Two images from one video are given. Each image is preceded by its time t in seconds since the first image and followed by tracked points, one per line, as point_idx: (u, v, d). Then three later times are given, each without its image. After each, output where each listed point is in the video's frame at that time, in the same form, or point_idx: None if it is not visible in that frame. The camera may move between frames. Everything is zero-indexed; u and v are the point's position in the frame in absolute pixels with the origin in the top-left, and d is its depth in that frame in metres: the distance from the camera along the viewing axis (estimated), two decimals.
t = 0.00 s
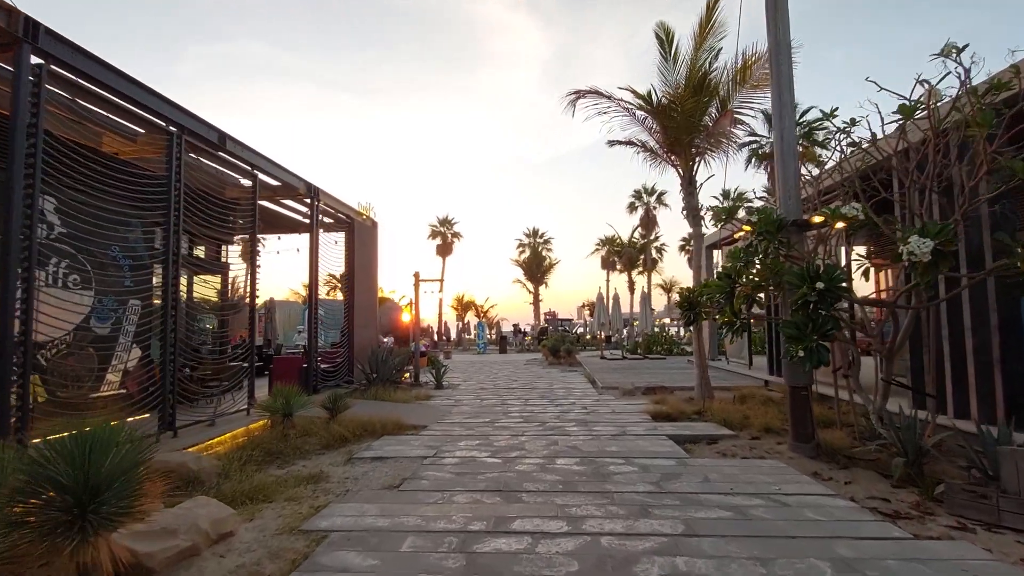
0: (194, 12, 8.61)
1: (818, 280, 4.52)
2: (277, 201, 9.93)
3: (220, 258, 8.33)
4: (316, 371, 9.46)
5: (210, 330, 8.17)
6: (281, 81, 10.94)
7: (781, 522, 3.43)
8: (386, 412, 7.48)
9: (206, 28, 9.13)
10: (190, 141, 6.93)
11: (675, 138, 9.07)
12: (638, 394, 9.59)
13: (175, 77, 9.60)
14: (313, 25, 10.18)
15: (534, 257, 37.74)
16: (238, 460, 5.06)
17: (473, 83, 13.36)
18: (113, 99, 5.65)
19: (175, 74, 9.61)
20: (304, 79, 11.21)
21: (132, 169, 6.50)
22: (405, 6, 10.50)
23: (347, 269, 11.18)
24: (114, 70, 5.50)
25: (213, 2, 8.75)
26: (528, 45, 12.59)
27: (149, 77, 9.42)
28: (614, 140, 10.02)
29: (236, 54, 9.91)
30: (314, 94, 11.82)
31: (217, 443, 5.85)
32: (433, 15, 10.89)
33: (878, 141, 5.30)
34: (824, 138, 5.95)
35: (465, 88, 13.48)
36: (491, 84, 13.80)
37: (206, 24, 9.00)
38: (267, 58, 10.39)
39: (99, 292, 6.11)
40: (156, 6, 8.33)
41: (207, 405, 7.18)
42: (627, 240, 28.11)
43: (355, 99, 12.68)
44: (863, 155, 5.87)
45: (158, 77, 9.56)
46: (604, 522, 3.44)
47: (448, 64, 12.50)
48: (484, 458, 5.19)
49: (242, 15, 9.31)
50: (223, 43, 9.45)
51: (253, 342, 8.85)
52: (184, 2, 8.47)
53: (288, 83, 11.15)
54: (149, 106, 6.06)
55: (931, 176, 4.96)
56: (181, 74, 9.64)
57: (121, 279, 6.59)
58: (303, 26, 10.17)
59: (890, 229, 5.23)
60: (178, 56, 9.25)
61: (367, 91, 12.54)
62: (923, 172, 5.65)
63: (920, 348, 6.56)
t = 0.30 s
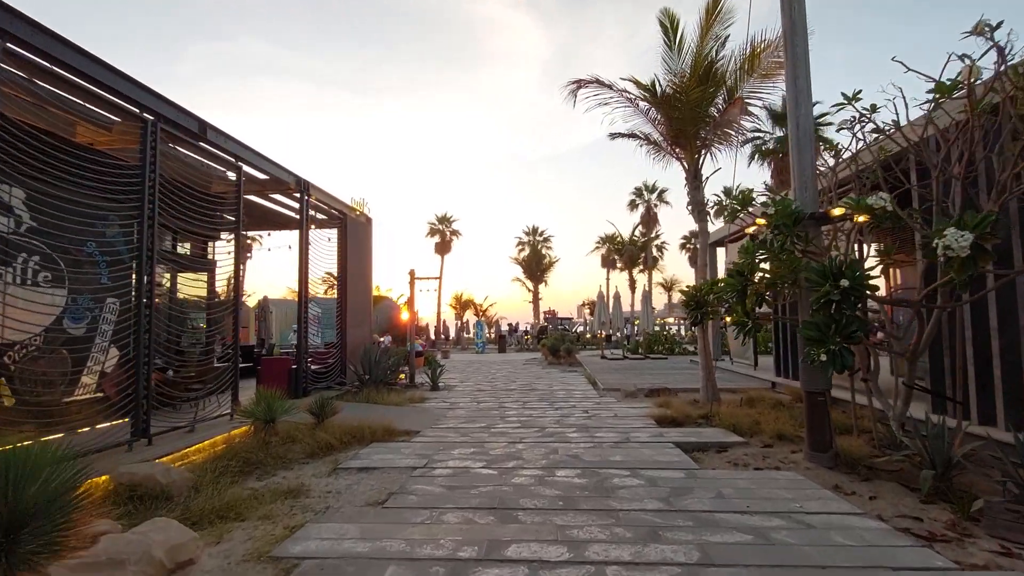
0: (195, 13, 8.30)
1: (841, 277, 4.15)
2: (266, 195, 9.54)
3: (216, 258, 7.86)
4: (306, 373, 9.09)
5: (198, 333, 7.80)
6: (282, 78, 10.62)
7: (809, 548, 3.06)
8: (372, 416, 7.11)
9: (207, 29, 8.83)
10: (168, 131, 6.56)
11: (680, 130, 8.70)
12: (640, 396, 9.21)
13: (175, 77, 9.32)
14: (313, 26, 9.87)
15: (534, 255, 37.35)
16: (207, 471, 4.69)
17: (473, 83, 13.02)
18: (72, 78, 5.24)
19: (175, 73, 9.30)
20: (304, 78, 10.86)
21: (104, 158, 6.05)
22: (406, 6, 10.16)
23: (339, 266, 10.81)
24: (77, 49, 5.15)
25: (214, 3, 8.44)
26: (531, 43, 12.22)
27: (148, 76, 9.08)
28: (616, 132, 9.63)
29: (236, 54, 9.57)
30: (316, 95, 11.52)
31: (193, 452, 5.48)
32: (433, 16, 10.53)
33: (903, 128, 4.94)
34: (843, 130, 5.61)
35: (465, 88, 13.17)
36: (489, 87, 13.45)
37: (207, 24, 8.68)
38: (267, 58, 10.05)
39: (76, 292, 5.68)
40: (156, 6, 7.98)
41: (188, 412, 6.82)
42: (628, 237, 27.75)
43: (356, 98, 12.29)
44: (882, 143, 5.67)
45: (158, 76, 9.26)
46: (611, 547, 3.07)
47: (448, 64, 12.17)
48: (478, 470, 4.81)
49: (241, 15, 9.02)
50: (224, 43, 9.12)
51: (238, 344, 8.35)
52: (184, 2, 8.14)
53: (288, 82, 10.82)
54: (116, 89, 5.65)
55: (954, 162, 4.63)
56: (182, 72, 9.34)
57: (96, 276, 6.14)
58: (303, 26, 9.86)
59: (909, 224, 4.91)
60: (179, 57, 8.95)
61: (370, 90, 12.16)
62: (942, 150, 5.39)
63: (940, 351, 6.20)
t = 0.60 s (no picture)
0: (194, 13, 8.15)
1: (869, 270, 3.79)
2: (254, 188, 9.15)
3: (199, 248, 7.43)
4: (296, 371, 8.73)
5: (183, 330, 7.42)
6: (283, 78, 10.32)
7: (841, 571, 2.72)
8: (363, 417, 6.77)
9: (208, 29, 8.69)
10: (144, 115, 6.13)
11: (686, 119, 8.34)
12: (644, 397, 8.86)
13: (175, 76, 9.20)
14: (313, 26, 9.60)
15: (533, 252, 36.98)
16: (178, 479, 4.33)
17: (473, 82, 12.73)
18: (23, 49, 4.78)
19: (175, 72, 9.14)
20: (305, 78, 10.56)
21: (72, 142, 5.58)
22: (406, 6, 9.83)
23: (331, 261, 10.44)
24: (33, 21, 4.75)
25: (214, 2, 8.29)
26: (533, 41, 11.86)
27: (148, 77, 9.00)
28: (618, 123, 9.25)
29: (235, 53, 9.31)
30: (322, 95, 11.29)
31: (167, 458, 5.12)
32: (433, 16, 10.19)
33: (929, 110, 4.59)
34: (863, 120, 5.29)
35: (465, 88, 12.88)
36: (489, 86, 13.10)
37: (207, 24, 8.54)
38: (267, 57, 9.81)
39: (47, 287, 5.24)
40: (156, 6, 7.86)
41: (169, 413, 6.49)
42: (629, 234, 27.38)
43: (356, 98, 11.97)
44: (905, 129, 5.33)
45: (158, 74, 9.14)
46: (619, 569, 2.74)
47: (449, 64, 11.88)
48: (472, 477, 4.47)
49: (241, 14, 8.81)
50: (224, 43, 8.95)
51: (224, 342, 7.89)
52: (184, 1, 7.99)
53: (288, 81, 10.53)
54: (77, 63, 5.17)
55: (986, 146, 4.29)
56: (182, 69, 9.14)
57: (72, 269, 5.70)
58: (303, 26, 9.61)
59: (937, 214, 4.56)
60: (181, 56, 8.83)
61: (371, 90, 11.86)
62: (969, 136, 5.04)
63: (963, 351, 5.86)
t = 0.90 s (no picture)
0: (195, 13, 8.29)
1: (907, 268, 3.46)
2: (244, 182, 8.79)
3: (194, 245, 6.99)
4: (288, 374, 8.39)
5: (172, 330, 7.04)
6: (283, 76, 10.41)
7: None
8: (356, 422, 6.43)
9: (211, 31, 8.85)
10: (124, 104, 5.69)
11: (694, 110, 7.98)
12: (650, 399, 8.53)
13: (175, 76, 9.31)
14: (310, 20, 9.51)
15: (533, 250, 36.65)
16: (152, 495, 3.99)
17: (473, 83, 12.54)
18: None
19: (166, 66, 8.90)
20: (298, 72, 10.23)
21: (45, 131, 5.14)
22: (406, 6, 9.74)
23: (326, 259, 10.09)
24: None
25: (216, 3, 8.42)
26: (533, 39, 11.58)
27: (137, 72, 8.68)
28: (622, 115, 8.89)
29: (234, 52, 9.40)
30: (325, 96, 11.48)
31: (144, 469, 4.77)
32: (433, 15, 10.10)
33: (964, 95, 4.28)
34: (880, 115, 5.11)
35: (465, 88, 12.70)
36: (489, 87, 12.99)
37: (207, 24, 8.64)
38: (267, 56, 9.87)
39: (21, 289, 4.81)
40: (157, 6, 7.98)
41: (149, 419, 6.15)
42: (630, 231, 27.08)
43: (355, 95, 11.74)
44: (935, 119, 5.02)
45: (158, 73, 9.30)
46: None
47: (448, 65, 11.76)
48: (471, 491, 4.13)
49: (242, 14, 8.86)
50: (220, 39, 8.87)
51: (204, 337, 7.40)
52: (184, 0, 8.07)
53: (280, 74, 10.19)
54: (45, 45, 4.72)
55: None
56: (184, 67, 9.22)
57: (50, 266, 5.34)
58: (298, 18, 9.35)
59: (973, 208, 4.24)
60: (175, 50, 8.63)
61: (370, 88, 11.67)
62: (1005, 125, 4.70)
63: (994, 354, 5.50)
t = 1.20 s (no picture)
0: (194, 13, 8.18)
1: (956, 256, 3.11)
2: (233, 172, 8.39)
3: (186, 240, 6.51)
4: (279, 373, 8.05)
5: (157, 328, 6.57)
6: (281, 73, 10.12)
7: None
8: (348, 425, 6.07)
9: (212, 30, 8.77)
10: (99, 84, 5.18)
11: (704, 96, 7.62)
12: (657, 400, 8.17)
13: (162, 64, 8.93)
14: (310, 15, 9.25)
15: (533, 247, 36.28)
16: (118, 505, 3.65)
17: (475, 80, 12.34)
18: None
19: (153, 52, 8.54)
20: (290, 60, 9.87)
21: (10, 111, 4.64)
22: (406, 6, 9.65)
23: (320, 254, 9.73)
24: None
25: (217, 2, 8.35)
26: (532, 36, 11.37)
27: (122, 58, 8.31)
28: (627, 103, 8.52)
29: (233, 52, 9.27)
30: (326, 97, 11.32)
31: (115, 477, 4.42)
32: (433, 15, 9.98)
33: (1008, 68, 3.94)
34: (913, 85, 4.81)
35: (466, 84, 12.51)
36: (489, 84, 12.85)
37: (207, 24, 8.56)
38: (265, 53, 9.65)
39: None
40: (156, 5, 7.88)
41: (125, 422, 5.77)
42: (631, 228, 26.74)
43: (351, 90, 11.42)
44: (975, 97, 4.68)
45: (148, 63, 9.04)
46: None
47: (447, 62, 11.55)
48: (470, 502, 3.78)
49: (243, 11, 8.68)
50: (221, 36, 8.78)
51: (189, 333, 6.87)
52: None
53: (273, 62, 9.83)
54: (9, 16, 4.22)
55: None
56: (183, 64, 9.09)
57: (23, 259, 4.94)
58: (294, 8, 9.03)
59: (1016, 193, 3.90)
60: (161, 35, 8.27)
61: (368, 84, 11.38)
62: None
63: None
